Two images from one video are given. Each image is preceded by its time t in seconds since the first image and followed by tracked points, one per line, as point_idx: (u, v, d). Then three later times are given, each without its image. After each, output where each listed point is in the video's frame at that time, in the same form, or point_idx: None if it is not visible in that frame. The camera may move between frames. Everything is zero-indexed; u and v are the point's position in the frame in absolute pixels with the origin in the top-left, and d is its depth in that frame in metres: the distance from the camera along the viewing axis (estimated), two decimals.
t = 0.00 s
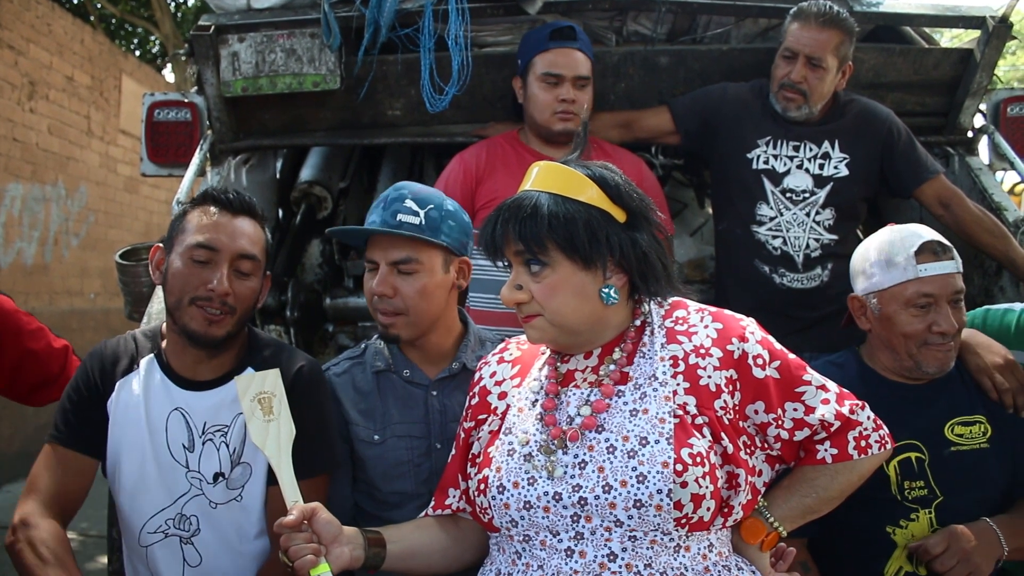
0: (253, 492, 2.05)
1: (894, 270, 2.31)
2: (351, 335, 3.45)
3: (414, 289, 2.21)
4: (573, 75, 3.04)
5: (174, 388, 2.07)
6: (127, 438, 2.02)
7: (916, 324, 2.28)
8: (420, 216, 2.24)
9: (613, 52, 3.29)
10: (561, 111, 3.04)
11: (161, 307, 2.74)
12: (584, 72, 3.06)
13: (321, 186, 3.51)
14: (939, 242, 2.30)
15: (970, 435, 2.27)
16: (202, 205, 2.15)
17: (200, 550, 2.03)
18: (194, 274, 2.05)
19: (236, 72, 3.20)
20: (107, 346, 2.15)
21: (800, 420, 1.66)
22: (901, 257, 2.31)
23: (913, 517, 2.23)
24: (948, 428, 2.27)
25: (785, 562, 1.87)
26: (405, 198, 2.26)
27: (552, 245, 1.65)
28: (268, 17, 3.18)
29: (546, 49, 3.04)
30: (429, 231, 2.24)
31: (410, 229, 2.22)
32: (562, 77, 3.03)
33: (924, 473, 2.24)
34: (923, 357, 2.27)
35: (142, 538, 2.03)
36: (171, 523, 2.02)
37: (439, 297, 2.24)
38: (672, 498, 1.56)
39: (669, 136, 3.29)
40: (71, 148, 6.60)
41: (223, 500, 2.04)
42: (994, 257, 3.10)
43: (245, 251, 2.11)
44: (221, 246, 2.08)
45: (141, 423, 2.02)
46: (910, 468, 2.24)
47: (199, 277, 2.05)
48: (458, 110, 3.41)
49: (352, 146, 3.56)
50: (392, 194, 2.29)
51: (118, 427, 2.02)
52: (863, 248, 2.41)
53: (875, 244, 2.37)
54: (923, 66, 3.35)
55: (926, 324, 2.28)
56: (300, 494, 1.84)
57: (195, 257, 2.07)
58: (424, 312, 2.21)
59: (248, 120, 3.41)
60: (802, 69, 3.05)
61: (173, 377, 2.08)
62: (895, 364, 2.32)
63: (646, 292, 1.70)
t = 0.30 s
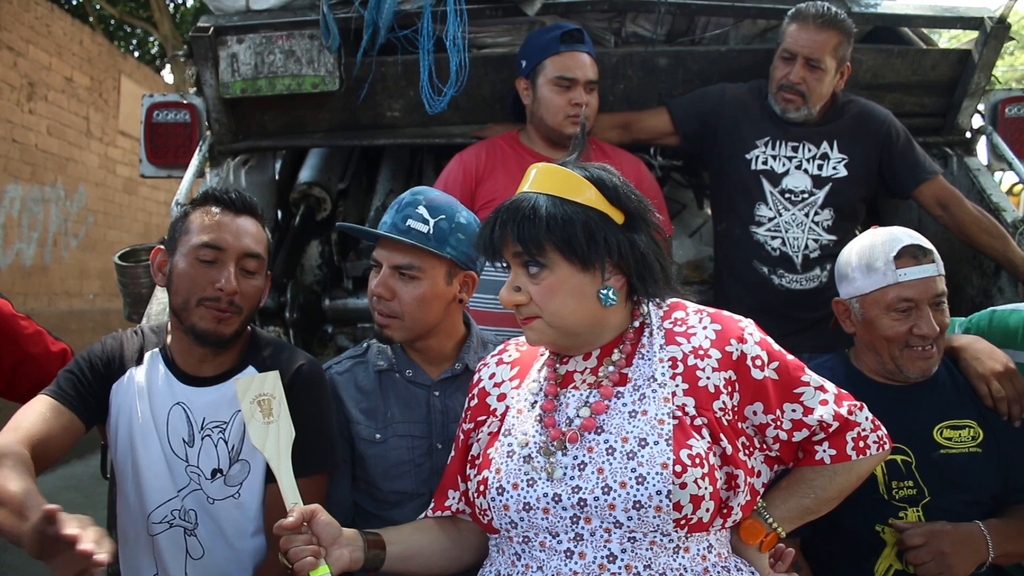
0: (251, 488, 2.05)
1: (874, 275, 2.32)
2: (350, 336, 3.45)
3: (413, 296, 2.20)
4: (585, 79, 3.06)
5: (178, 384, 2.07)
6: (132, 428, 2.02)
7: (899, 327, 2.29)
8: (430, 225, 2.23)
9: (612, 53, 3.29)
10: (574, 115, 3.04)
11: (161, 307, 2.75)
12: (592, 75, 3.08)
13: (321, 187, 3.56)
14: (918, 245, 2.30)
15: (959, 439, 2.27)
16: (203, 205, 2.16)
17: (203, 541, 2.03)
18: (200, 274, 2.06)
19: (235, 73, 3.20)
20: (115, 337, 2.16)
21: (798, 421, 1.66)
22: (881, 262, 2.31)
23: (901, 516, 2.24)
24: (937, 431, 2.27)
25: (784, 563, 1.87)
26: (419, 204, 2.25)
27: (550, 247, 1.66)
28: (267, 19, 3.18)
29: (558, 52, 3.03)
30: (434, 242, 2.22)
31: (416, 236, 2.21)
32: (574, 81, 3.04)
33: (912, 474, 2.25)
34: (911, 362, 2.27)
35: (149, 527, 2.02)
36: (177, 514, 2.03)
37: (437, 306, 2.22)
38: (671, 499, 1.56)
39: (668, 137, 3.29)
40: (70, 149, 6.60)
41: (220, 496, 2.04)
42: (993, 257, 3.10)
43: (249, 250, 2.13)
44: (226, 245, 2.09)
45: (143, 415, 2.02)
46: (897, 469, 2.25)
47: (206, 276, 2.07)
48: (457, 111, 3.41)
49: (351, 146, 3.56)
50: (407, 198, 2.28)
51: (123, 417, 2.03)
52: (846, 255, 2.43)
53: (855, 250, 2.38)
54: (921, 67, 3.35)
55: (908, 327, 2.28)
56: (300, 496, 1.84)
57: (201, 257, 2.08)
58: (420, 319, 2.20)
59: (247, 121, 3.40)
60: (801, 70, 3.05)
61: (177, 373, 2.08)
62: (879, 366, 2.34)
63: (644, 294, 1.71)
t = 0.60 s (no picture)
0: (257, 487, 2.06)
1: (897, 275, 2.28)
2: (351, 337, 3.46)
3: (417, 298, 2.20)
4: (595, 80, 3.05)
5: (179, 385, 2.07)
6: (132, 432, 2.02)
7: (921, 325, 2.27)
8: (432, 227, 2.23)
9: (613, 55, 3.28)
10: (584, 116, 3.03)
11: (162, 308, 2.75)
12: (602, 77, 3.07)
13: (322, 188, 3.57)
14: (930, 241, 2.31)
15: (958, 435, 2.28)
16: (204, 208, 2.14)
17: (204, 544, 2.03)
18: (208, 279, 2.07)
19: (237, 74, 3.20)
20: (116, 341, 2.16)
21: (799, 422, 1.66)
22: (901, 261, 2.28)
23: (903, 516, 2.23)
24: (935, 428, 2.27)
25: (785, 564, 1.86)
26: (421, 206, 2.25)
27: (551, 248, 1.65)
28: (269, 20, 3.18)
29: (567, 53, 3.03)
30: (438, 243, 2.22)
31: (421, 239, 2.21)
32: (584, 82, 3.03)
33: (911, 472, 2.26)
34: (923, 356, 2.27)
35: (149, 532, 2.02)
36: (176, 518, 2.02)
37: (441, 307, 2.22)
38: (671, 500, 1.56)
39: (669, 139, 3.28)
40: (71, 150, 6.60)
41: (227, 496, 2.04)
42: (994, 259, 3.09)
43: (258, 253, 2.14)
44: (235, 250, 2.10)
45: (146, 419, 2.02)
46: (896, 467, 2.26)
47: (216, 281, 2.07)
48: (458, 112, 3.41)
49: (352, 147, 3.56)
50: (409, 200, 2.28)
51: (123, 421, 2.02)
52: (855, 259, 2.36)
53: (868, 252, 2.33)
54: (923, 68, 3.35)
55: (933, 324, 2.27)
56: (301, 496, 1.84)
57: (209, 263, 2.08)
58: (425, 321, 2.20)
59: (249, 123, 3.40)
60: (803, 71, 3.05)
61: (178, 375, 2.09)
62: (898, 366, 2.31)
63: (645, 295, 1.71)
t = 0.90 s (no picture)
0: (263, 485, 2.06)
1: (899, 275, 2.28)
2: (352, 338, 3.45)
3: (419, 301, 2.20)
4: (594, 80, 3.05)
5: (176, 387, 2.07)
6: (129, 438, 2.03)
7: (914, 326, 2.28)
8: (433, 230, 2.22)
9: (614, 56, 3.28)
10: (583, 117, 3.03)
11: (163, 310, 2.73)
12: (601, 77, 3.07)
13: (323, 189, 3.59)
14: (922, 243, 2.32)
15: (955, 429, 2.30)
16: (187, 210, 2.15)
17: (201, 549, 2.04)
18: (202, 283, 2.08)
19: (237, 75, 3.20)
20: (110, 348, 2.16)
21: (800, 424, 1.66)
22: (903, 262, 2.28)
23: (910, 512, 2.26)
24: (932, 422, 2.30)
25: (787, 566, 1.86)
26: (422, 209, 2.25)
27: (553, 249, 1.66)
28: (270, 21, 3.18)
29: (567, 54, 3.03)
30: (440, 246, 2.22)
31: (422, 242, 2.21)
32: (583, 83, 3.03)
33: (914, 468, 2.27)
34: (920, 355, 2.30)
35: (143, 538, 2.04)
36: (173, 523, 2.03)
37: (444, 309, 2.22)
38: (673, 502, 1.56)
39: (670, 140, 3.27)
40: (72, 150, 6.60)
41: (231, 495, 2.05)
42: (994, 261, 3.09)
43: (246, 251, 2.15)
44: (223, 251, 2.11)
45: (144, 425, 2.03)
46: (899, 464, 2.27)
47: (209, 284, 2.08)
48: (459, 112, 3.40)
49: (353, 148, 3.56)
50: (410, 203, 2.28)
51: (119, 428, 2.04)
52: (856, 258, 2.35)
53: (870, 252, 2.32)
54: (924, 70, 3.35)
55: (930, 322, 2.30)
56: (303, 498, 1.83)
57: (199, 267, 2.09)
58: (427, 324, 2.21)
59: (250, 124, 3.40)
60: (807, 76, 3.04)
61: (174, 376, 2.08)
62: (895, 367, 2.33)
63: (646, 297, 1.71)
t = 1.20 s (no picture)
0: (263, 490, 2.08)
1: (898, 280, 2.27)
2: (353, 339, 3.45)
3: (420, 302, 2.20)
4: (585, 79, 3.06)
5: (178, 390, 2.07)
6: (131, 442, 2.03)
7: (907, 328, 2.27)
8: (433, 231, 2.22)
9: (614, 56, 3.28)
10: (571, 115, 3.04)
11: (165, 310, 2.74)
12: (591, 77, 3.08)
13: (325, 189, 3.57)
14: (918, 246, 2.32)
15: (948, 429, 2.32)
16: (193, 210, 2.15)
17: (201, 553, 2.05)
18: (206, 283, 2.08)
19: (239, 75, 3.20)
20: (109, 352, 2.14)
21: (802, 424, 1.66)
22: (903, 267, 2.27)
23: (911, 511, 2.26)
24: (927, 422, 2.32)
25: (788, 566, 1.87)
26: (421, 209, 2.25)
27: (556, 249, 1.65)
28: (271, 21, 3.18)
29: (557, 51, 3.04)
30: (439, 247, 2.22)
31: (421, 243, 2.21)
32: (574, 81, 3.04)
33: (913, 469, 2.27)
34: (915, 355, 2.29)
35: (143, 541, 2.05)
36: (172, 527, 2.04)
37: (444, 310, 2.23)
38: (677, 501, 1.56)
39: (671, 140, 3.27)
40: (73, 151, 6.60)
41: (232, 499, 2.06)
42: (995, 261, 3.09)
43: (249, 252, 2.15)
44: (228, 251, 2.11)
45: (145, 428, 2.03)
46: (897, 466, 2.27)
47: (212, 284, 2.08)
48: (460, 113, 3.40)
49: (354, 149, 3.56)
50: (409, 204, 2.28)
51: (120, 433, 2.03)
52: (855, 261, 2.33)
53: (870, 255, 2.30)
54: (925, 70, 3.35)
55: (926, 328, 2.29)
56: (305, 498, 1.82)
57: (204, 266, 2.09)
58: (428, 325, 2.21)
59: (251, 124, 3.40)
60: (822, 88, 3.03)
61: (177, 380, 2.09)
62: (890, 369, 2.33)
63: (649, 297, 1.71)
